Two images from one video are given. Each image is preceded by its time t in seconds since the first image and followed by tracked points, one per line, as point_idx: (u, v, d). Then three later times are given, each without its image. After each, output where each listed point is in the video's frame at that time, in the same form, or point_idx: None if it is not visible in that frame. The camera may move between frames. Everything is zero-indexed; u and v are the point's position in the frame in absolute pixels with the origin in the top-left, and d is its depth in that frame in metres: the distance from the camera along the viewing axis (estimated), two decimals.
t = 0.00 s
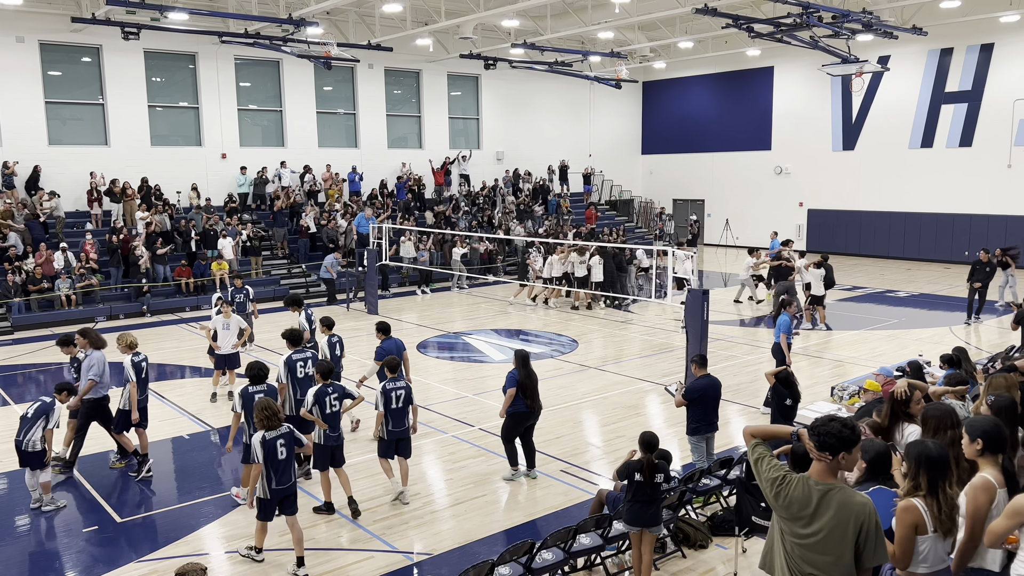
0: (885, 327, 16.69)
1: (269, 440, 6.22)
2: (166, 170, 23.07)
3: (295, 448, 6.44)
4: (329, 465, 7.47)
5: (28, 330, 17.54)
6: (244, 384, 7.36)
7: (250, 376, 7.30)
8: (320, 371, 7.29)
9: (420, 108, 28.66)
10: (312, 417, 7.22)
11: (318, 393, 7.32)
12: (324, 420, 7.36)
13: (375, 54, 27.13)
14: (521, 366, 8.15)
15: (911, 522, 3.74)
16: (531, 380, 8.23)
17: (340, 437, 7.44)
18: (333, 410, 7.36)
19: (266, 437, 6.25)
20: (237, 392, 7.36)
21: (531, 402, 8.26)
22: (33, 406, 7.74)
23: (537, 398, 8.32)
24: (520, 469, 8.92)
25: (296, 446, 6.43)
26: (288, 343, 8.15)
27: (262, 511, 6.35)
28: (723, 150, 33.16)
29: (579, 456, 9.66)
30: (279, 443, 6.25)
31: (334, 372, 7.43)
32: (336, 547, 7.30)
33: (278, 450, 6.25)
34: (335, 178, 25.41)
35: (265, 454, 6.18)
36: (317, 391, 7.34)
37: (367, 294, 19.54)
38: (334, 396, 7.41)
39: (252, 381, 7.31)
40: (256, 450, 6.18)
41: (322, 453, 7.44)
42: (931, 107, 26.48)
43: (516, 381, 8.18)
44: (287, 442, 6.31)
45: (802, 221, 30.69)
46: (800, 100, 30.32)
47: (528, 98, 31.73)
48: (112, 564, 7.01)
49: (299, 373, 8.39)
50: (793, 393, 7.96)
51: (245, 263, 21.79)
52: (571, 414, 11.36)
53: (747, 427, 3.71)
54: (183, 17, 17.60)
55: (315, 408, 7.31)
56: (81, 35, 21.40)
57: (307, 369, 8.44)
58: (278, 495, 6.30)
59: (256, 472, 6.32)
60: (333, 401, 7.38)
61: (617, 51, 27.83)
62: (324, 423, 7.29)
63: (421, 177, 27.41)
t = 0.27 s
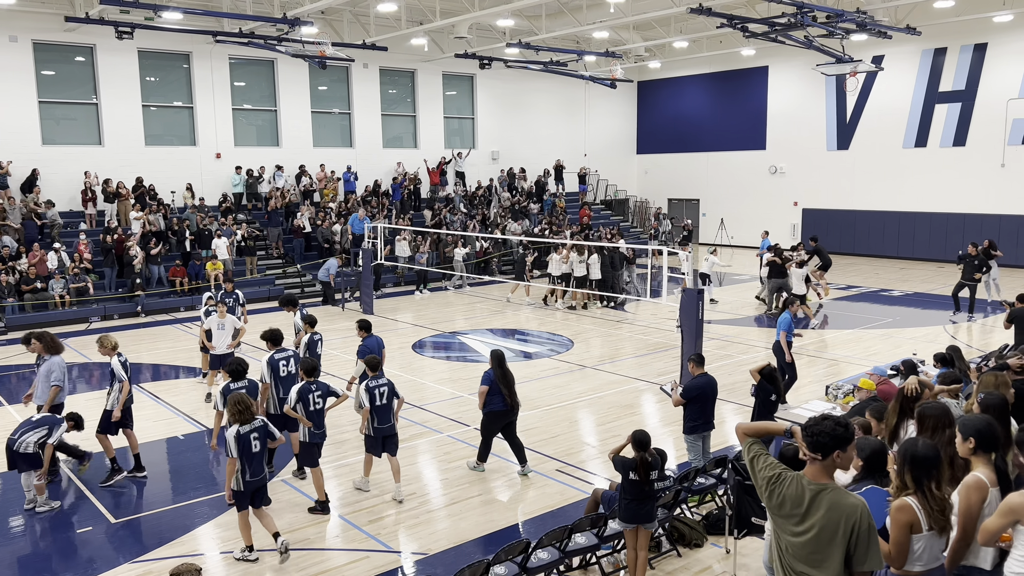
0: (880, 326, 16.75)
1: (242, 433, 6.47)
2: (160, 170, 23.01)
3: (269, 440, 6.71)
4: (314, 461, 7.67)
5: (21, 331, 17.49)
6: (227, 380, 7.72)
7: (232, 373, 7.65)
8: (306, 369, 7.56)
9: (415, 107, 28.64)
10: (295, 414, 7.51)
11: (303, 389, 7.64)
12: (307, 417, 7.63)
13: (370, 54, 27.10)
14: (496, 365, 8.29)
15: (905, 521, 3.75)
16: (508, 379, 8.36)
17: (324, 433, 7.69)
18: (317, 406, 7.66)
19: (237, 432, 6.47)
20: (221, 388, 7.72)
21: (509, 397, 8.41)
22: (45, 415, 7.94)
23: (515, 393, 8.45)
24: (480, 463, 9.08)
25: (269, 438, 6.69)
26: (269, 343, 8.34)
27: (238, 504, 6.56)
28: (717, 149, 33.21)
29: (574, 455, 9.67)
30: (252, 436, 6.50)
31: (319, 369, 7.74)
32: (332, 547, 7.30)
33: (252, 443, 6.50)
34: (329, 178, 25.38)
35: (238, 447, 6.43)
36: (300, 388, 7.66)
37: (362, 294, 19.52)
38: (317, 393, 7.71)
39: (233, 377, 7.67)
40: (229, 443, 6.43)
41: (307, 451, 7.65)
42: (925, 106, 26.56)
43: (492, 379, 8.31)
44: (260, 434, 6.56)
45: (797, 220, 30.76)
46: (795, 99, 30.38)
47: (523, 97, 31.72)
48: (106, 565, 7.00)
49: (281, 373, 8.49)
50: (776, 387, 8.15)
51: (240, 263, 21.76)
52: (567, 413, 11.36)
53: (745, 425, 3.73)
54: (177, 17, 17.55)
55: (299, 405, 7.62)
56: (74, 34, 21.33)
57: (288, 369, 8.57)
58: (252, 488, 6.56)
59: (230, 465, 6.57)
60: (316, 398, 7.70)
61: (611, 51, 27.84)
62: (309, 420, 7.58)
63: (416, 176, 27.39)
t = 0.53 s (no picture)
0: (873, 325, 16.80)
1: (219, 428, 6.61)
2: (153, 169, 22.94)
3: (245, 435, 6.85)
4: (298, 459, 7.75)
5: (14, 331, 17.42)
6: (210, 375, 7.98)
7: (215, 368, 7.92)
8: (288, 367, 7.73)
9: (409, 107, 28.61)
10: (278, 412, 7.56)
11: (285, 389, 7.67)
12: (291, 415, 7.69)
13: (364, 53, 27.05)
14: (471, 361, 8.59)
15: (895, 520, 3.75)
16: (482, 374, 8.64)
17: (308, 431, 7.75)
18: (299, 404, 7.72)
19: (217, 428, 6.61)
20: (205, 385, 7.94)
21: (481, 394, 8.70)
22: (40, 428, 7.87)
23: (487, 390, 8.72)
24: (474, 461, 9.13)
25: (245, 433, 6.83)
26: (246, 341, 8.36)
27: (221, 497, 6.70)
28: (711, 149, 33.26)
29: (569, 454, 9.68)
30: (229, 432, 6.66)
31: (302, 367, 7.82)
32: (325, 546, 7.29)
33: (228, 438, 6.64)
34: (322, 177, 25.32)
35: (214, 441, 6.58)
36: (283, 386, 7.71)
37: (356, 294, 19.49)
38: (300, 392, 7.75)
39: (217, 371, 7.93)
40: (207, 438, 6.59)
41: (292, 451, 7.71)
42: (917, 106, 26.65)
43: (467, 374, 8.59)
44: (236, 429, 6.70)
45: (790, 219, 30.83)
46: (788, 99, 30.44)
47: (517, 96, 31.71)
48: (99, 565, 6.97)
49: (260, 369, 8.85)
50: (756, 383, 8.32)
51: (233, 262, 21.72)
52: (561, 412, 11.36)
53: (737, 422, 3.66)
54: (170, 15, 17.50)
55: (282, 403, 7.65)
56: (66, 33, 21.26)
57: (266, 365, 8.91)
58: (230, 481, 6.71)
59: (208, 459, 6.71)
60: (299, 396, 7.74)
61: (605, 50, 27.83)
62: (292, 419, 7.65)
63: (410, 176, 27.36)
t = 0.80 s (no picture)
0: (866, 323, 16.86)
1: (195, 424, 6.67)
2: (145, 168, 22.84)
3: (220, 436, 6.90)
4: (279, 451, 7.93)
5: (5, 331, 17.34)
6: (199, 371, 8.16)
7: (204, 365, 8.04)
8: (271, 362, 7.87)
9: (402, 105, 28.57)
10: (260, 405, 7.70)
11: (268, 383, 7.83)
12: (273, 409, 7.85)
13: (357, 52, 27.01)
14: (450, 358, 8.66)
15: (887, 516, 3.78)
16: (461, 370, 8.73)
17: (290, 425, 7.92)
18: (282, 398, 7.86)
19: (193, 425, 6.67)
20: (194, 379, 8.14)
21: (458, 391, 8.79)
22: (31, 429, 7.82)
23: (464, 387, 8.83)
24: (465, 459, 9.14)
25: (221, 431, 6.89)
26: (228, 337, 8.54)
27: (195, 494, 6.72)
28: (704, 147, 33.32)
29: (562, 453, 9.69)
30: (205, 429, 6.71)
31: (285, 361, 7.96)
32: (317, 546, 7.27)
33: (204, 435, 6.70)
34: (315, 176, 25.28)
35: (191, 438, 6.63)
36: (267, 380, 7.86)
37: (349, 293, 19.46)
38: (284, 386, 7.90)
39: (206, 369, 8.04)
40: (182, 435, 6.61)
41: (274, 443, 7.88)
42: (909, 105, 26.76)
43: (446, 371, 8.68)
44: (212, 427, 6.77)
45: (783, 218, 30.92)
46: (781, 97, 30.52)
47: (510, 95, 31.70)
48: (92, 565, 6.95)
49: (242, 365, 8.90)
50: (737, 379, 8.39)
51: (226, 261, 21.67)
52: (555, 411, 11.37)
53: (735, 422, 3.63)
54: (162, 13, 17.43)
55: (265, 397, 7.80)
56: (58, 31, 21.14)
57: (248, 361, 8.93)
58: (206, 480, 6.70)
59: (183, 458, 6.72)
60: (282, 390, 7.89)
61: (598, 49, 27.83)
62: (275, 412, 7.81)
63: (403, 175, 27.34)
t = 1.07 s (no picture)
0: (859, 322, 16.92)
1: (174, 416, 6.83)
2: (138, 166, 22.75)
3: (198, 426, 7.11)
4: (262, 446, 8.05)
5: None
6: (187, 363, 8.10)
7: (193, 358, 8.03)
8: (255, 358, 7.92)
9: (396, 104, 28.53)
10: (247, 401, 7.82)
11: (253, 378, 7.90)
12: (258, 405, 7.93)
13: (350, 50, 26.97)
14: (432, 352, 8.92)
15: (882, 513, 3.78)
16: (441, 365, 9.00)
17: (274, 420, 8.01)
18: (267, 394, 7.94)
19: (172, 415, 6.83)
20: (183, 373, 8.12)
21: (440, 384, 9.02)
22: (21, 429, 7.76)
23: (446, 381, 9.07)
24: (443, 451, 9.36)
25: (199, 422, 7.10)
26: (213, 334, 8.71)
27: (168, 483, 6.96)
28: (697, 146, 33.37)
29: (556, 452, 9.70)
30: (183, 421, 6.88)
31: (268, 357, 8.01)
32: (311, 545, 7.26)
33: (182, 426, 6.88)
34: (309, 174, 25.23)
35: (169, 429, 6.79)
36: (252, 376, 7.93)
37: (342, 291, 19.43)
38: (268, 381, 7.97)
39: (196, 363, 8.02)
40: (161, 426, 6.76)
41: (256, 438, 7.97)
42: (902, 104, 26.85)
43: (427, 365, 8.92)
44: (190, 419, 6.94)
45: (776, 217, 31.00)
46: (773, 96, 30.59)
47: (503, 94, 31.68)
48: (85, 565, 6.93)
49: (228, 361, 9.05)
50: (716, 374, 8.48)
51: (219, 260, 21.62)
52: (549, 410, 11.38)
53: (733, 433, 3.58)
54: (153, 11, 17.37)
55: (251, 393, 7.90)
56: (49, 29, 21.03)
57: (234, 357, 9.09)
58: (179, 468, 6.96)
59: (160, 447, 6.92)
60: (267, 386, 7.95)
61: (591, 48, 27.83)
62: (259, 408, 7.90)
63: (396, 173, 27.31)
